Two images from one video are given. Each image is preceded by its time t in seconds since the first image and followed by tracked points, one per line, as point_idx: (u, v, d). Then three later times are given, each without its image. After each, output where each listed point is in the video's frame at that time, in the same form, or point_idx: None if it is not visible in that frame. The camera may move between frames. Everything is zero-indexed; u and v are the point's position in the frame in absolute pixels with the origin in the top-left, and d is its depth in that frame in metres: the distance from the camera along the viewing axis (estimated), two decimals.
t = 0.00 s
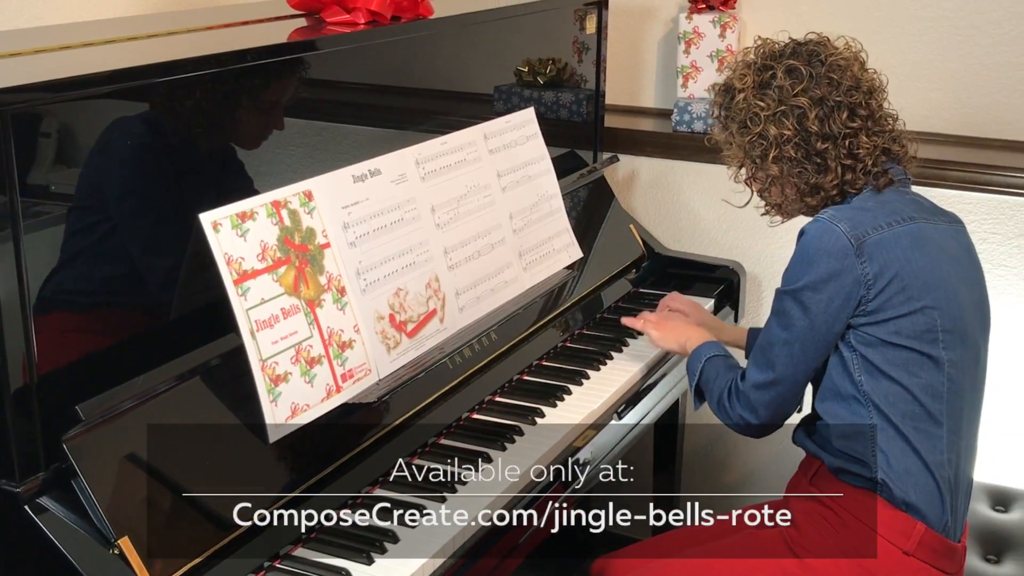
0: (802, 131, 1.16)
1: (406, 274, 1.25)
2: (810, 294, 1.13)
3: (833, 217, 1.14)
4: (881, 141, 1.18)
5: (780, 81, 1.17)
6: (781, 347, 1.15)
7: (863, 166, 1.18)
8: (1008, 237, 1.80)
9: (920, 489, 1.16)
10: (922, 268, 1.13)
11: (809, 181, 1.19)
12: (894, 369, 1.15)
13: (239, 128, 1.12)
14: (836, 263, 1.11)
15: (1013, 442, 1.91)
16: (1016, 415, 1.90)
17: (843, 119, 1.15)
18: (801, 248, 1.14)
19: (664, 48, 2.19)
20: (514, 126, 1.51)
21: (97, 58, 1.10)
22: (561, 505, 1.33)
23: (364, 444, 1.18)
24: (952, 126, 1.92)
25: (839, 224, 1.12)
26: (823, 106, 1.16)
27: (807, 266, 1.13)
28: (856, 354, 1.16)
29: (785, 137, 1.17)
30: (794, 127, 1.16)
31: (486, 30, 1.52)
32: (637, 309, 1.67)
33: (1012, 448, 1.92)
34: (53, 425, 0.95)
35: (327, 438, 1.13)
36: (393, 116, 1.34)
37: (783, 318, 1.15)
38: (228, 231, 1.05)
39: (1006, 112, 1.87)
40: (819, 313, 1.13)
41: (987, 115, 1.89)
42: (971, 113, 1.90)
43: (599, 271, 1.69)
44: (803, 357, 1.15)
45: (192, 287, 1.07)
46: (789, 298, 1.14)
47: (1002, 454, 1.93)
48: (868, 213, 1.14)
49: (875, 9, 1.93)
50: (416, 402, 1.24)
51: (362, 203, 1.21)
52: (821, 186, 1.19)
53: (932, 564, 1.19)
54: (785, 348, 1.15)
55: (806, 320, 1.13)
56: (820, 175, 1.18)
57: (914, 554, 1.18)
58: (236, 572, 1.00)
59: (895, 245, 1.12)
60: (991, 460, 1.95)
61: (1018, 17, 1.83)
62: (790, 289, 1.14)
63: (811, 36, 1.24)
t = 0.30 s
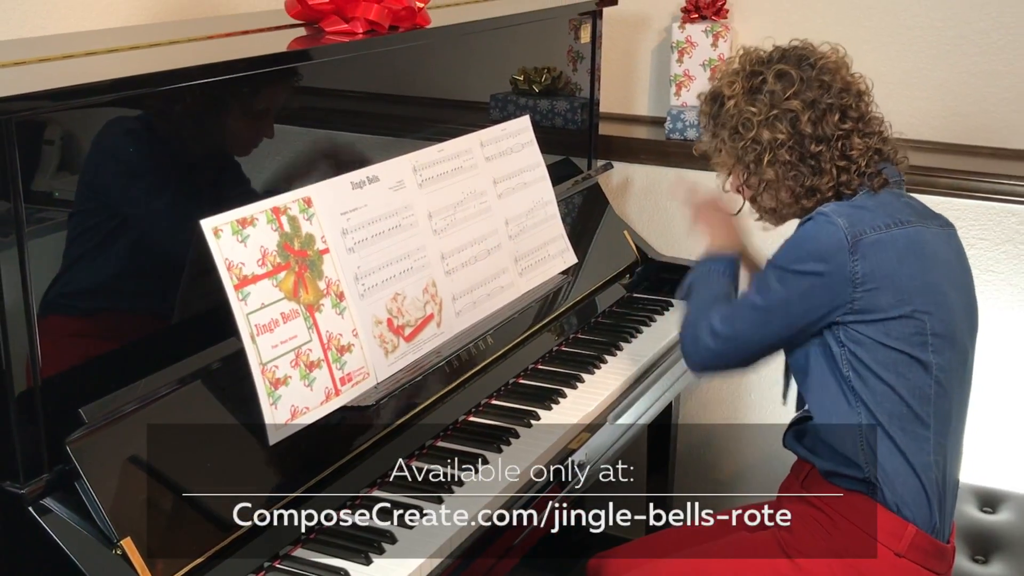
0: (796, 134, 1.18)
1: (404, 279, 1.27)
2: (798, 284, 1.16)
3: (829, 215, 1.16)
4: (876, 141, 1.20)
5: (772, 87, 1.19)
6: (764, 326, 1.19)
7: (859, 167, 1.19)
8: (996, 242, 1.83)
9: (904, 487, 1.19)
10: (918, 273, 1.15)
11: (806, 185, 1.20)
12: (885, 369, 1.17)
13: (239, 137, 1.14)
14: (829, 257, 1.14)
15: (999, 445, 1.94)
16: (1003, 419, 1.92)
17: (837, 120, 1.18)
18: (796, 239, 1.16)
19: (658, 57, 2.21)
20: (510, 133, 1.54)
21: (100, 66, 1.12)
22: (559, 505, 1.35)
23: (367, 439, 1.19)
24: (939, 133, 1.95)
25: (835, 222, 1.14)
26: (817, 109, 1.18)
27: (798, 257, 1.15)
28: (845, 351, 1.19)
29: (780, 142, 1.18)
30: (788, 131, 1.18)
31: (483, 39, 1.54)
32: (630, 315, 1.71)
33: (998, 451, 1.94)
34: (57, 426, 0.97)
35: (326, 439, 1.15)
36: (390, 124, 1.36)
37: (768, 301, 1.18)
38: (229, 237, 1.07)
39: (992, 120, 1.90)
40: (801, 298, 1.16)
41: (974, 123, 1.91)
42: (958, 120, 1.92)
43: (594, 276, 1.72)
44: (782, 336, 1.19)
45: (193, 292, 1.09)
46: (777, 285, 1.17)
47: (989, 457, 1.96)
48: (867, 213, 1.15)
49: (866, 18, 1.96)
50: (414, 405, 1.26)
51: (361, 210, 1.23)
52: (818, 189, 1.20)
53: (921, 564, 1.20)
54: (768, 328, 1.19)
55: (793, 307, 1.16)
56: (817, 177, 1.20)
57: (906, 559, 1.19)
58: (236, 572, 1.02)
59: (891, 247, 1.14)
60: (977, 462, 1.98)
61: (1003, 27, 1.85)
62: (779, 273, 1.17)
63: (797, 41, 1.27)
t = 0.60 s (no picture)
0: (852, 99, 1.12)
1: (401, 283, 1.29)
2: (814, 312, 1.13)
3: (836, 234, 1.14)
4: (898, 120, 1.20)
5: (817, 54, 1.14)
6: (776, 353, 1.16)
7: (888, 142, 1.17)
8: (983, 248, 1.87)
9: (901, 502, 1.21)
10: (920, 293, 1.15)
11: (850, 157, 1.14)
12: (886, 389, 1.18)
13: (240, 145, 1.17)
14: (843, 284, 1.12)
15: (984, 447, 1.98)
16: (989, 421, 1.96)
17: (875, 92, 1.15)
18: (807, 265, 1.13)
19: (651, 65, 2.24)
20: (506, 141, 1.56)
21: (104, 75, 1.14)
22: (554, 505, 1.36)
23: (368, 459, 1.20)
24: (927, 138, 2.00)
25: (845, 246, 1.12)
26: (861, 78, 1.14)
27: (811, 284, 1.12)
28: (847, 372, 1.18)
29: (834, 107, 1.12)
30: (844, 95, 1.12)
31: (481, 46, 1.56)
32: (624, 319, 1.73)
33: (982, 453, 1.98)
34: (61, 428, 0.99)
35: (325, 442, 1.17)
36: (388, 131, 1.38)
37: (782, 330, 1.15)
38: (229, 243, 1.09)
39: (977, 127, 1.95)
40: (812, 324, 1.14)
41: (960, 130, 1.96)
42: (946, 128, 1.97)
43: (589, 281, 1.74)
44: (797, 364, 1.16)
45: (194, 297, 1.11)
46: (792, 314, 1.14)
47: (972, 458, 2.00)
48: (875, 231, 1.14)
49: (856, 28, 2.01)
50: (412, 406, 1.28)
51: (359, 216, 1.25)
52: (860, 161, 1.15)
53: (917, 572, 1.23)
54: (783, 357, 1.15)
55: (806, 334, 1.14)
56: (862, 148, 1.15)
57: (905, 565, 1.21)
58: (237, 572, 1.04)
59: (898, 269, 1.14)
60: (963, 464, 2.01)
61: (990, 36, 1.89)
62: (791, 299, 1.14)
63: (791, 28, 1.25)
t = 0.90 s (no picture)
0: (857, 116, 1.11)
1: (399, 288, 1.31)
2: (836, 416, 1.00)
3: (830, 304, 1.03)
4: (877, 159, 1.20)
5: (826, 64, 1.12)
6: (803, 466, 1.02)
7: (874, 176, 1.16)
8: (972, 253, 1.95)
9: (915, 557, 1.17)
10: (906, 350, 1.08)
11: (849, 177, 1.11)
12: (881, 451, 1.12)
13: (242, 152, 1.19)
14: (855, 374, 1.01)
15: (968, 441, 2.08)
16: (972, 414, 2.06)
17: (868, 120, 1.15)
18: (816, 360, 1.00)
19: (646, 72, 2.31)
20: (503, 147, 1.59)
21: (107, 83, 1.16)
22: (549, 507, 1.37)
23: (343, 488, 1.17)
24: (916, 145, 2.08)
25: (849, 325, 1.01)
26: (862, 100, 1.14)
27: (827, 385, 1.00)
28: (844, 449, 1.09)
29: (841, 118, 1.09)
30: (852, 111, 1.11)
31: (480, 54, 1.58)
32: (619, 323, 1.75)
33: (969, 447, 2.07)
34: (65, 431, 1.00)
35: (325, 444, 1.19)
36: (386, 138, 1.40)
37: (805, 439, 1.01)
38: (230, 248, 1.11)
39: (964, 135, 2.03)
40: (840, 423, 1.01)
41: (946, 137, 2.04)
42: (936, 135, 2.05)
43: (584, 285, 1.76)
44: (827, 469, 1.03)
45: (195, 301, 1.13)
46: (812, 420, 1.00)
47: (964, 454, 2.09)
48: (865, 295, 1.04)
49: (846, 38, 2.09)
50: (410, 409, 1.30)
51: (358, 222, 1.27)
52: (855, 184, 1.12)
53: None
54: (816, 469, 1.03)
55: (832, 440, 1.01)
56: (861, 172, 1.13)
57: None
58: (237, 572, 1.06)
59: (892, 335, 1.05)
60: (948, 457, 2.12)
61: (975, 47, 1.97)
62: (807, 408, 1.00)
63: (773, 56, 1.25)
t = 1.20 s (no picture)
0: (792, 152, 1.04)
1: (397, 291, 1.33)
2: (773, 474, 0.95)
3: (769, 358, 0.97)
4: (826, 195, 1.12)
5: (758, 98, 1.05)
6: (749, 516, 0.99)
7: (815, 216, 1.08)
8: (963, 258, 1.96)
9: None
10: (861, 405, 1.01)
11: (783, 216, 1.03)
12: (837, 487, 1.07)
13: (241, 158, 1.21)
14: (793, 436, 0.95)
15: (958, 441, 2.11)
16: (963, 415, 2.09)
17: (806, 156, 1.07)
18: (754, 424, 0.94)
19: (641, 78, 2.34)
20: (500, 152, 1.60)
21: (108, 90, 1.17)
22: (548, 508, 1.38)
23: (339, 490, 1.17)
24: (910, 150, 2.09)
25: (792, 383, 0.95)
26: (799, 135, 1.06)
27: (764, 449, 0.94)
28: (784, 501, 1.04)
29: (772, 155, 1.02)
30: (785, 145, 1.03)
31: (478, 61, 1.60)
32: (614, 327, 1.77)
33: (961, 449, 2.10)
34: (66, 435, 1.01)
35: (323, 446, 1.21)
36: (385, 143, 1.42)
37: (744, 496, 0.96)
38: (230, 252, 1.13)
39: (956, 139, 2.04)
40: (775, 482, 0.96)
41: (940, 142, 2.06)
42: (927, 140, 2.07)
43: (581, 288, 1.78)
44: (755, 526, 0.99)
45: (195, 306, 1.14)
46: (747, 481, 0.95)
47: (956, 454, 2.13)
48: (816, 350, 0.98)
49: (838, 44, 2.10)
50: (408, 411, 1.31)
51: (357, 226, 1.29)
52: (789, 225, 1.04)
53: None
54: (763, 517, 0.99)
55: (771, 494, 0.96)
56: (797, 211, 1.04)
57: None
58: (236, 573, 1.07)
59: (844, 388, 0.99)
60: (940, 457, 2.15)
61: (965, 53, 1.99)
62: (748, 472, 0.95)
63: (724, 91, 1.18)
